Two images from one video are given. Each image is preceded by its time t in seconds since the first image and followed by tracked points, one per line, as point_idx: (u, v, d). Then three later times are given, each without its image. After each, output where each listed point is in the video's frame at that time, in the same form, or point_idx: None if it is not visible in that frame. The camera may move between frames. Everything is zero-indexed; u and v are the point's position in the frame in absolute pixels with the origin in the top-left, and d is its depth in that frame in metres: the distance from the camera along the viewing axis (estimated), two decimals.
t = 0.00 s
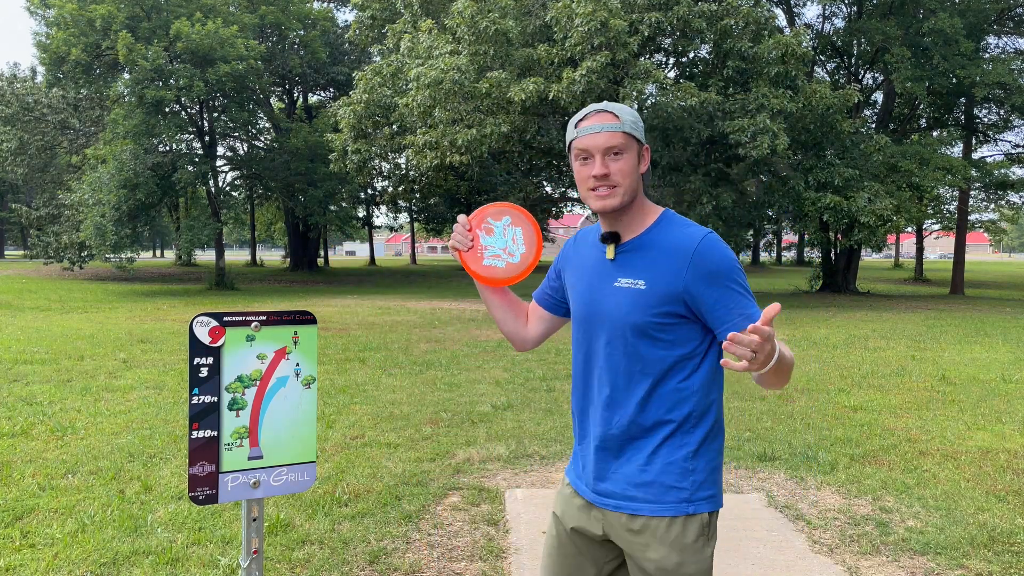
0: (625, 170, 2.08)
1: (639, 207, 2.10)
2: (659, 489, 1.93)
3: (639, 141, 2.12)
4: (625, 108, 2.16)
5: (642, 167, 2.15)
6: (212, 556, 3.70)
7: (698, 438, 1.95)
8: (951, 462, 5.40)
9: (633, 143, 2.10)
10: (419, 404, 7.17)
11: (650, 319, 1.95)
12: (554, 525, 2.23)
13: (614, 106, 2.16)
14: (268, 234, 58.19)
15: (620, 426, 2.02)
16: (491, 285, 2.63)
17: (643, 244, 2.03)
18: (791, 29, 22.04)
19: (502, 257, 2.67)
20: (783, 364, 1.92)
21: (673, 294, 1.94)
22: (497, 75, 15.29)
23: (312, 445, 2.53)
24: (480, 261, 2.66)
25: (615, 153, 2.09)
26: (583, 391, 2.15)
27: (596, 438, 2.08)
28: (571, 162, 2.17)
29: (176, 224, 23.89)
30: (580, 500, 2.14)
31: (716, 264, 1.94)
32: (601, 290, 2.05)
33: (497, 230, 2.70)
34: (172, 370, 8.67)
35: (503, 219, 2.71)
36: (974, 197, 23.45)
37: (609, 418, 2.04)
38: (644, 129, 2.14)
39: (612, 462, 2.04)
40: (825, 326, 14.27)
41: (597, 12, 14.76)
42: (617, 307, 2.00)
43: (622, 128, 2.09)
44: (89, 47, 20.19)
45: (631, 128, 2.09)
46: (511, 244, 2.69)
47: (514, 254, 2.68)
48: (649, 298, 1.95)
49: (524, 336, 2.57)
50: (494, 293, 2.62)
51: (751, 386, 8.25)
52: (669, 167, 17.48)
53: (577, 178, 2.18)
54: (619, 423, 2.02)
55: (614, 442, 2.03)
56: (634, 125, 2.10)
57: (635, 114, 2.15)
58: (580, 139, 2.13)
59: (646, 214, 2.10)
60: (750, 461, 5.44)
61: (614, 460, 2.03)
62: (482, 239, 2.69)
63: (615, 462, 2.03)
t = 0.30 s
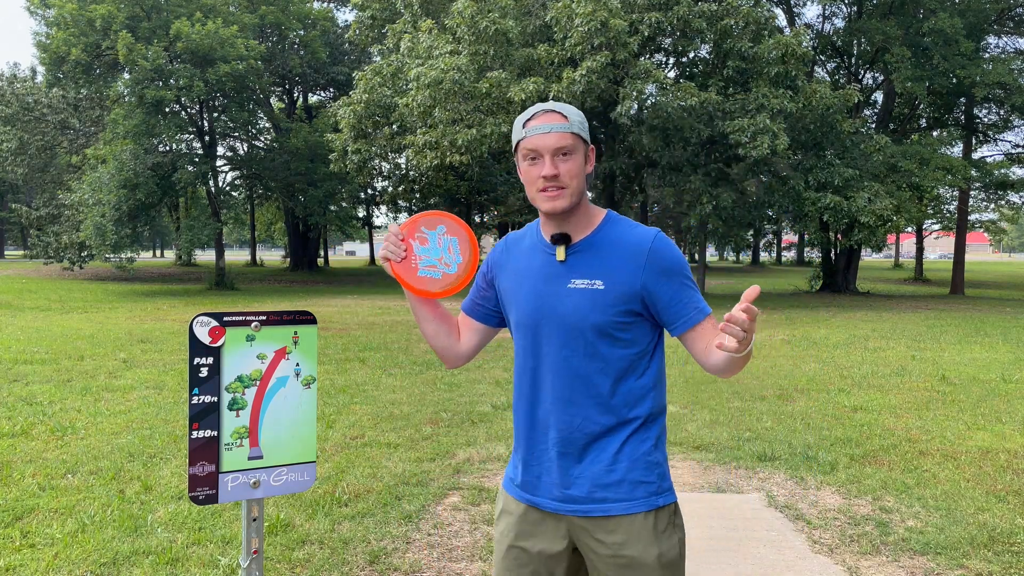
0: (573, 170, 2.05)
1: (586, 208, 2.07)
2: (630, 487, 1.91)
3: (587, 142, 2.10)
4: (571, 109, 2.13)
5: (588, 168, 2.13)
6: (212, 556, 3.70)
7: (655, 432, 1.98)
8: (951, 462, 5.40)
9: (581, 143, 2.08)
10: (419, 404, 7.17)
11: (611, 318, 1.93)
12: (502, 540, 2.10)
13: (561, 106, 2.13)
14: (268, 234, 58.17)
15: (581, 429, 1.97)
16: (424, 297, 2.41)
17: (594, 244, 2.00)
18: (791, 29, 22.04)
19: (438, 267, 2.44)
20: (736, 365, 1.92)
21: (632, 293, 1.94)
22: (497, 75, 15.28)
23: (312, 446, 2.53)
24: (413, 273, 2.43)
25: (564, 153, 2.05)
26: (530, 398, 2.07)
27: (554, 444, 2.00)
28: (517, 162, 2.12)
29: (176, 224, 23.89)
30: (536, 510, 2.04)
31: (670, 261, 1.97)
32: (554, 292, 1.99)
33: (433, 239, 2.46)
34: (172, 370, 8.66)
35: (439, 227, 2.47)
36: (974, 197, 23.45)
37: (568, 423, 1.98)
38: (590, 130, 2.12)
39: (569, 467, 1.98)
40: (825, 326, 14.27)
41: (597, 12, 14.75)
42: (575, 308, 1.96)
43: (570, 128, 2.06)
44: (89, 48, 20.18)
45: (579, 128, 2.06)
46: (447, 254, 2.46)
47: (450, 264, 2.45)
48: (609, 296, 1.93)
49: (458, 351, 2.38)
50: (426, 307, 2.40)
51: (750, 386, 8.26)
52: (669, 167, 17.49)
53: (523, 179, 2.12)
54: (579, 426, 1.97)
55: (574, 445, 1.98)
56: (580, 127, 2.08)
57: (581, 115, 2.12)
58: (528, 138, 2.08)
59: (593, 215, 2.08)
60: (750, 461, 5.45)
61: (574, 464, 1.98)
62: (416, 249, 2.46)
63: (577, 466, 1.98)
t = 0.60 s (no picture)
0: (522, 166, 2.05)
1: (534, 204, 2.07)
2: (592, 476, 1.95)
3: (535, 139, 2.11)
4: (519, 105, 2.13)
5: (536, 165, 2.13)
6: (212, 556, 3.70)
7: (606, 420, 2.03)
8: (951, 462, 5.40)
9: (530, 140, 2.08)
10: (418, 403, 7.17)
11: (571, 311, 1.96)
12: (460, 543, 2.08)
13: (509, 103, 2.12)
14: (268, 234, 58.13)
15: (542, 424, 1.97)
16: (372, 305, 2.28)
17: (549, 239, 2.01)
18: (791, 29, 22.03)
19: (384, 271, 2.30)
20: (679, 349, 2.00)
21: (588, 286, 1.97)
22: (497, 75, 15.28)
23: (312, 445, 2.52)
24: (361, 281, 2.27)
25: (513, 149, 2.05)
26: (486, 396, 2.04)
27: (514, 442, 1.99)
28: (466, 159, 2.10)
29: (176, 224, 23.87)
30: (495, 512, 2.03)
31: (621, 253, 2.03)
32: (513, 289, 1.98)
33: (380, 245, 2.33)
34: (172, 370, 8.67)
35: (381, 231, 2.34)
36: (974, 197, 23.44)
37: (529, 420, 1.97)
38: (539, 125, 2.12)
39: (530, 463, 1.98)
40: (825, 326, 14.27)
41: (598, 12, 14.75)
42: (535, 303, 1.96)
43: (519, 124, 2.05)
44: (89, 47, 20.17)
45: (527, 123, 2.07)
46: (393, 257, 2.32)
47: (396, 267, 2.32)
48: (569, 290, 1.95)
49: (407, 358, 2.28)
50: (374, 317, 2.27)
51: (750, 386, 8.25)
52: (669, 167, 17.50)
53: (472, 176, 2.10)
54: (539, 421, 1.97)
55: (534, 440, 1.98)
56: (529, 123, 2.08)
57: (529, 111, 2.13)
58: (477, 133, 2.06)
59: (541, 211, 2.08)
60: (750, 461, 5.45)
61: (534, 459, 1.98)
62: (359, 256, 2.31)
63: (536, 461, 1.98)
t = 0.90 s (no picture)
0: (507, 169, 2.05)
1: (516, 206, 2.08)
2: (579, 475, 1.98)
3: (520, 141, 2.12)
4: (502, 107, 2.13)
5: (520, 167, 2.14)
6: (212, 556, 3.70)
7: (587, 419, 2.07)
8: (951, 462, 5.40)
9: (515, 142, 2.09)
10: (418, 404, 7.17)
11: (556, 313, 1.98)
12: (447, 544, 2.07)
13: (493, 105, 2.12)
14: (268, 234, 58.12)
15: (529, 426, 1.98)
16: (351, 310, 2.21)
17: (530, 242, 2.02)
18: (791, 29, 22.03)
19: (362, 274, 2.21)
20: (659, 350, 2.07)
21: (572, 289, 2.00)
22: (497, 75, 15.28)
23: (312, 445, 2.52)
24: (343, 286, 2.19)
25: (498, 151, 2.05)
26: (469, 398, 2.03)
27: (499, 444, 1.99)
28: (450, 160, 2.09)
29: (175, 224, 23.86)
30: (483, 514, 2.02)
31: (601, 257, 2.07)
32: (495, 292, 1.98)
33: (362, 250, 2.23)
34: (172, 370, 8.67)
35: (362, 232, 2.25)
36: (974, 197, 23.44)
37: (516, 422, 1.98)
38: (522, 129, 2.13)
39: (515, 465, 1.98)
40: (825, 326, 14.28)
41: (598, 12, 14.74)
42: (519, 306, 1.96)
43: (504, 126, 2.06)
44: (89, 47, 20.17)
45: (513, 126, 2.08)
46: (373, 261, 2.23)
47: (376, 271, 2.22)
48: (553, 292, 1.98)
49: (382, 360, 2.27)
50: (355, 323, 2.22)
51: (751, 386, 8.25)
52: (669, 168, 17.50)
53: (456, 177, 2.10)
54: (525, 423, 1.98)
55: (522, 442, 1.98)
56: (513, 125, 2.08)
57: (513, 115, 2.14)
58: (461, 134, 2.06)
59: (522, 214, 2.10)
60: (750, 461, 5.45)
61: (522, 461, 1.99)
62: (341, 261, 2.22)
63: (523, 463, 1.99)
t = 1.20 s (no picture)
0: (512, 172, 2.03)
1: (527, 207, 2.07)
2: (586, 479, 1.96)
3: (529, 140, 2.07)
4: (513, 104, 2.09)
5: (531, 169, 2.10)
6: (212, 556, 3.70)
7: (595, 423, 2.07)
8: (951, 462, 5.40)
9: (522, 144, 2.06)
10: (418, 403, 7.18)
11: (567, 315, 1.98)
12: (456, 546, 2.07)
13: (502, 103, 2.09)
14: (268, 234, 58.12)
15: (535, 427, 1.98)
16: (364, 312, 2.20)
17: (543, 243, 2.02)
18: (791, 29, 22.02)
19: (373, 275, 2.20)
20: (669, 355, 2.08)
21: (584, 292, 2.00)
22: (496, 75, 15.29)
23: (312, 445, 2.53)
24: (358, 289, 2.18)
25: (501, 155, 2.02)
26: (478, 398, 2.03)
27: (505, 445, 1.99)
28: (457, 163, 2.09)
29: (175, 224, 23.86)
30: (486, 513, 2.01)
31: (616, 259, 2.06)
32: (506, 292, 1.98)
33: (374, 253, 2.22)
34: (172, 370, 8.67)
35: (373, 233, 2.25)
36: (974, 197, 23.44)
37: (522, 423, 1.98)
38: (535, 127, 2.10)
39: (521, 467, 1.98)
40: (825, 326, 14.28)
41: (598, 12, 14.74)
42: (530, 307, 1.96)
43: (510, 127, 2.03)
44: (89, 47, 20.17)
45: (518, 127, 2.04)
46: (384, 262, 2.22)
47: (387, 272, 2.21)
48: (565, 294, 1.98)
49: (394, 359, 2.27)
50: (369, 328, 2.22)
51: (751, 386, 8.25)
52: (669, 168, 17.50)
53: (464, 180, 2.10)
54: (532, 425, 1.98)
55: (528, 443, 1.98)
56: (523, 124, 2.05)
57: (525, 111, 2.09)
58: (466, 138, 2.04)
59: (536, 216, 2.09)
60: (750, 461, 5.45)
61: (527, 462, 1.99)
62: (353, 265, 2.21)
63: (529, 465, 1.98)
